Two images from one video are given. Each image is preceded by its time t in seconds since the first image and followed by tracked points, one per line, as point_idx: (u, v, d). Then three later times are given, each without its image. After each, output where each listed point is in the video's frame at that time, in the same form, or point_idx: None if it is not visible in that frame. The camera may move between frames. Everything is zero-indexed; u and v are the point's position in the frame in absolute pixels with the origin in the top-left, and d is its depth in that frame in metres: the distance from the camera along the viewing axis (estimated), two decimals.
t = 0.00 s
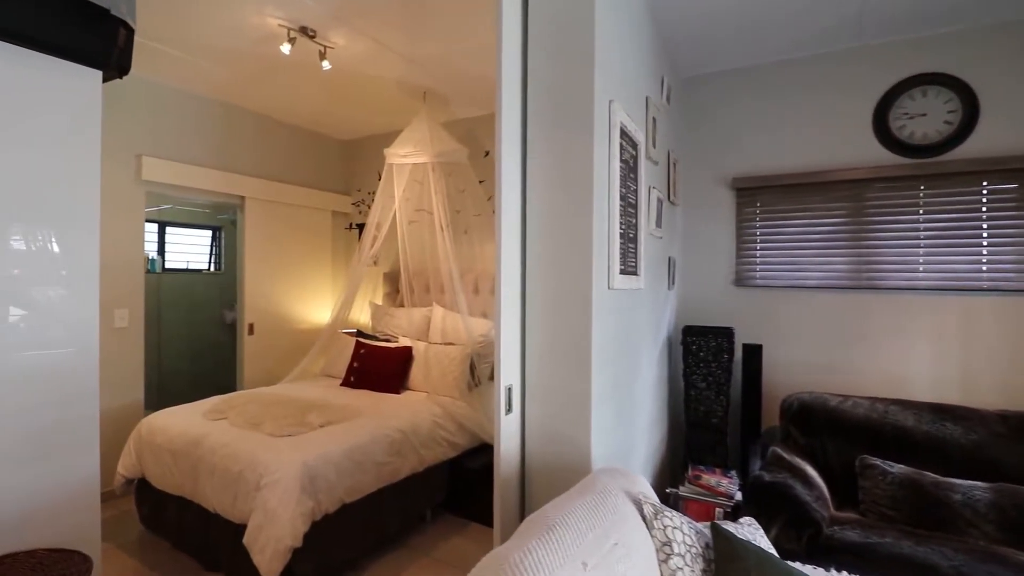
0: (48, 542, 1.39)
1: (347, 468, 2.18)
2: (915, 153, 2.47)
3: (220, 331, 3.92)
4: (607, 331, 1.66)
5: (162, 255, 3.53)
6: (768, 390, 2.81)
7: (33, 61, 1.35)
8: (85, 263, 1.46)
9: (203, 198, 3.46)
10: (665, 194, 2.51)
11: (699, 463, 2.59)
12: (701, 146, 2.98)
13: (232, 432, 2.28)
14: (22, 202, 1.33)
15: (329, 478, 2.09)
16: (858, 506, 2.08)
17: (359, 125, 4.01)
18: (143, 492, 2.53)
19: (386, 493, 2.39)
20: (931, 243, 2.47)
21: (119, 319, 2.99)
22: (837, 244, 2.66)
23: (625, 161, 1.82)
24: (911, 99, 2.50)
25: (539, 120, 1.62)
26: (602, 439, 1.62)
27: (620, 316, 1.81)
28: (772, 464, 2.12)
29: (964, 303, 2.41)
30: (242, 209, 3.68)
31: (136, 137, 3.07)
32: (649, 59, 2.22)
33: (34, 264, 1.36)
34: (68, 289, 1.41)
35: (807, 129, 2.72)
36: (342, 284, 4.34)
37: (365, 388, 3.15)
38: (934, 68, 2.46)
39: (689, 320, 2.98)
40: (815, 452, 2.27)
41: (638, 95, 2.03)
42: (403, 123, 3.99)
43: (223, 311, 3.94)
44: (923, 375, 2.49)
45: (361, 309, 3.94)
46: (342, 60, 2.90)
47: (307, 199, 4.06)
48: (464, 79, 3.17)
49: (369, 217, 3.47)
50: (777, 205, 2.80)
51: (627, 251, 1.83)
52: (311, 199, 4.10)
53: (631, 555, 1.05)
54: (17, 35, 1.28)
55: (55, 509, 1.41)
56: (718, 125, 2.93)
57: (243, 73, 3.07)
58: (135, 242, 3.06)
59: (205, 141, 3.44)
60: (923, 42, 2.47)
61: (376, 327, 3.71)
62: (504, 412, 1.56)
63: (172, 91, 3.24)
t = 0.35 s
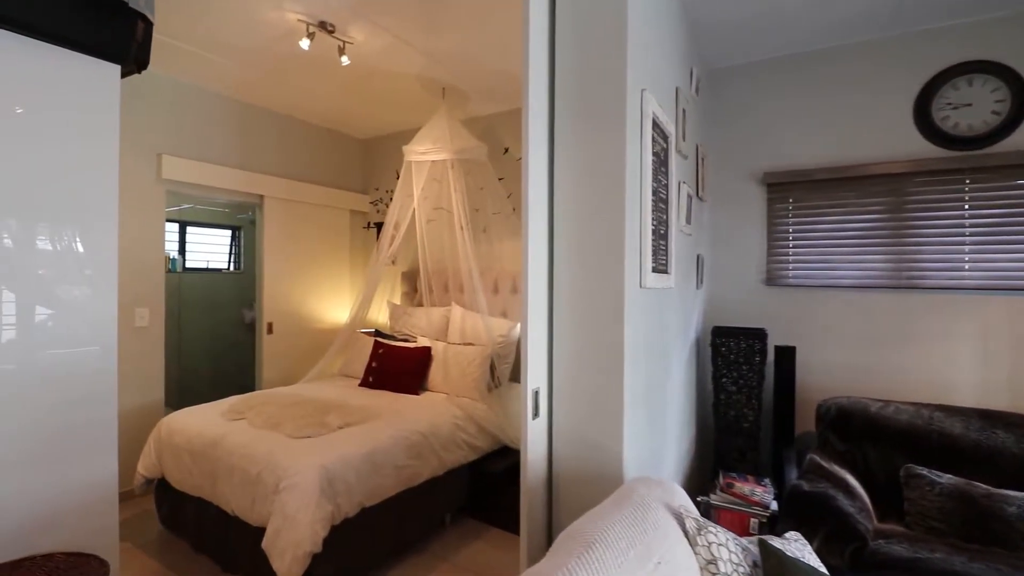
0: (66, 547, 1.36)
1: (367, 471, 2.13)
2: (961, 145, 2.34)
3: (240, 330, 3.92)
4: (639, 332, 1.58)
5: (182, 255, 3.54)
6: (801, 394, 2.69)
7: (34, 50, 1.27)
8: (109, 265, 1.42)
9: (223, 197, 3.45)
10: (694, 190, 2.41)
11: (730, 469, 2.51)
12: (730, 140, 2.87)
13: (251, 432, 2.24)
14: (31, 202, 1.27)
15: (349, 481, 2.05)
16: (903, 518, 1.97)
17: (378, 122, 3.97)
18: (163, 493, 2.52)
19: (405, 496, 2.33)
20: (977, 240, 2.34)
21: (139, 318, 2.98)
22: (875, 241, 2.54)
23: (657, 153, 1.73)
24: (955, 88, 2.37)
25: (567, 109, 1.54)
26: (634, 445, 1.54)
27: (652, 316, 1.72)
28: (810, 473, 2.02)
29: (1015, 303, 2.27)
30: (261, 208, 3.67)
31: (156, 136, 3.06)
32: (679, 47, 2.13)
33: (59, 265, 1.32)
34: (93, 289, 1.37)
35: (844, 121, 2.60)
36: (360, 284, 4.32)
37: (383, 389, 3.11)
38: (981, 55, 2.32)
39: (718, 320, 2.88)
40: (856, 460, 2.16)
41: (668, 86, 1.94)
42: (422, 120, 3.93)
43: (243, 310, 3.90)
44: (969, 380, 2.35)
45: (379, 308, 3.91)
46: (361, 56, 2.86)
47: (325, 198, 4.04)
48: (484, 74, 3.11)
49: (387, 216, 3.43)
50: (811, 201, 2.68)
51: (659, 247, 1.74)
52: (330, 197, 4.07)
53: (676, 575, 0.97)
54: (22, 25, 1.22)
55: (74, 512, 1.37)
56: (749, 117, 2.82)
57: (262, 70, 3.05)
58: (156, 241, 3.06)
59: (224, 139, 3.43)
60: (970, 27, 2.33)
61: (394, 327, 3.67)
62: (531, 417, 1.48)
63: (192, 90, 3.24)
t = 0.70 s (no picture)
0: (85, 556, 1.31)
1: (389, 478, 2.07)
2: (1011, 138, 2.22)
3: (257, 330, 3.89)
4: (678, 336, 1.49)
5: (200, 255, 3.57)
6: (838, 399, 2.58)
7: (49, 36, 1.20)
8: (129, 265, 1.32)
9: (241, 196, 3.42)
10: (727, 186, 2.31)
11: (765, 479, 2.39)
12: (762, 134, 2.76)
13: (271, 436, 2.19)
14: (31, 202, 1.14)
15: (370, 488, 1.98)
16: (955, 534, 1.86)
17: (396, 120, 3.92)
18: (181, 496, 2.48)
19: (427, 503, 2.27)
20: None
21: (158, 318, 2.96)
22: (918, 239, 2.42)
23: (695, 147, 1.64)
24: (1003, 79, 2.24)
25: (602, 100, 1.45)
26: (674, 456, 1.46)
27: (690, 319, 1.63)
28: (853, 484, 1.92)
29: None
30: (279, 208, 3.63)
31: (175, 135, 3.04)
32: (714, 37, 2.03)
33: (80, 264, 1.22)
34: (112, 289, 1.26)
35: (885, 113, 2.47)
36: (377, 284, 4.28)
37: (402, 391, 3.05)
38: None
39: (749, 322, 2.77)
40: (902, 471, 2.05)
41: (705, 76, 1.85)
42: (440, 117, 3.87)
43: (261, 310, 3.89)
44: (1021, 387, 2.22)
45: (396, 308, 3.86)
46: (381, 51, 2.80)
47: (343, 197, 4.00)
48: (505, 69, 3.03)
49: (406, 215, 3.37)
50: (849, 197, 2.56)
51: (697, 247, 1.65)
52: (348, 196, 4.03)
53: None
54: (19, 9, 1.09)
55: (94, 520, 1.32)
56: (782, 111, 2.71)
57: (280, 67, 3.01)
58: (175, 240, 3.04)
59: (242, 138, 3.39)
60: None
61: (411, 328, 3.62)
62: (565, 426, 1.40)
63: (211, 88, 3.21)
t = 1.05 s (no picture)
0: (100, 567, 1.25)
1: (407, 484, 2.01)
2: None
3: (268, 330, 3.84)
4: (716, 340, 1.42)
5: (211, 254, 3.47)
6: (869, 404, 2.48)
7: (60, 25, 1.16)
8: (142, 263, 1.29)
9: (253, 195, 3.37)
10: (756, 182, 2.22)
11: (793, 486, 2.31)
12: (790, 128, 2.66)
13: (285, 440, 2.13)
14: (32, 202, 1.10)
15: (388, 495, 1.92)
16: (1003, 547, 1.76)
17: (409, 117, 3.85)
18: (194, 500, 2.43)
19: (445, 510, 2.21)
20: None
21: (170, 318, 2.92)
22: (955, 238, 2.32)
23: (732, 141, 1.56)
24: None
25: (637, 89, 1.38)
26: (712, 466, 1.38)
27: (726, 321, 1.55)
28: (894, 494, 1.83)
29: None
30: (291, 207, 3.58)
31: (187, 132, 2.99)
32: (746, 26, 1.95)
33: (92, 265, 1.19)
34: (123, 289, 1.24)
35: (920, 107, 2.37)
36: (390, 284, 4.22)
37: (417, 393, 2.98)
38: None
39: (775, 323, 2.68)
40: (943, 482, 1.95)
41: (739, 66, 1.76)
42: (454, 114, 3.81)
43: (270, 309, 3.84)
44: None
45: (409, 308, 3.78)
46: (397, 46, 2.74)
47: (355, 196, 3.94)
48: (523, 64, 2.96)
49: (421, 214, 3.31)
50: (881, 194, 2.47)
51: (733, 245, 1.57)
52: (360, 194, 3.97)
53: None
54: None
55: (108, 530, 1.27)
56: (811, 104, 2.61)
57: (294, 64, 2.96)
58: (187, 240, 3.00)
59: (255, 137, 3.35)
60: None
61: (425, 329, 3.56)
62: (598, 434, 1.33)
63: (223, 84, 3.16)
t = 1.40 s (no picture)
0: None
1: (422, 491, 1.95)
2: None
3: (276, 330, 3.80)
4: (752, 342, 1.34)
5: (220, 254, 3.48)
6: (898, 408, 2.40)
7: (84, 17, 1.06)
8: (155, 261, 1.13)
9: (263, 194, 3.32)
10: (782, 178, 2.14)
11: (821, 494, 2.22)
12: (815, 122, 2.58)
13: (297, 444, 2.08)
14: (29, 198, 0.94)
15: (403, 502, 1.86)
16: None
17: (419, 115, 3.80)
18: (203, 504, 2.38)
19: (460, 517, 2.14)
20: None
21: (179, 319, 2.87)
22: (989, 236, 2.23)
23: (766, 134, 1.49)
24: None
25: (668, 79, 1.30)
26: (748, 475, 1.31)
27: (759, 323, 1.48)
28: (931, 503, 1.75)
29: None
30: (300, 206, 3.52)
31: (196, 130, 2.94)
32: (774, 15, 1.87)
33: (101, 264, 1.04)
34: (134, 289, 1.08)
35: (952, 100, 2.29)
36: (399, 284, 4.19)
37: (429, 395, 2.92)
38: None
39: (798, 324, 2.60)
40: (982, 491, 1.86)
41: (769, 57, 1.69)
42: (465, 112, 3.75)
43: (279, 309, 3.74)
44: None
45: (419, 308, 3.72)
46: (409, 40, 2.68)
47: (365, 195, 3.88)
48: (538, 59, 2.90)
49: (432, 213, 3.27)
50: (911, 191, 2.38)
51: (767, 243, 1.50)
52: (370, 192, 3.92)
53: None
54: None
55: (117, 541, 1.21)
56: (836, 99, 2.53)
57: (304, 60, 2.91)
58: (197, 239, 2.95)
59: (265, 134, 3.30)
60: None
61: (435, 330, 3.50)
62: (629, 441, 1.26)
63: (233, 81, 3.11)
